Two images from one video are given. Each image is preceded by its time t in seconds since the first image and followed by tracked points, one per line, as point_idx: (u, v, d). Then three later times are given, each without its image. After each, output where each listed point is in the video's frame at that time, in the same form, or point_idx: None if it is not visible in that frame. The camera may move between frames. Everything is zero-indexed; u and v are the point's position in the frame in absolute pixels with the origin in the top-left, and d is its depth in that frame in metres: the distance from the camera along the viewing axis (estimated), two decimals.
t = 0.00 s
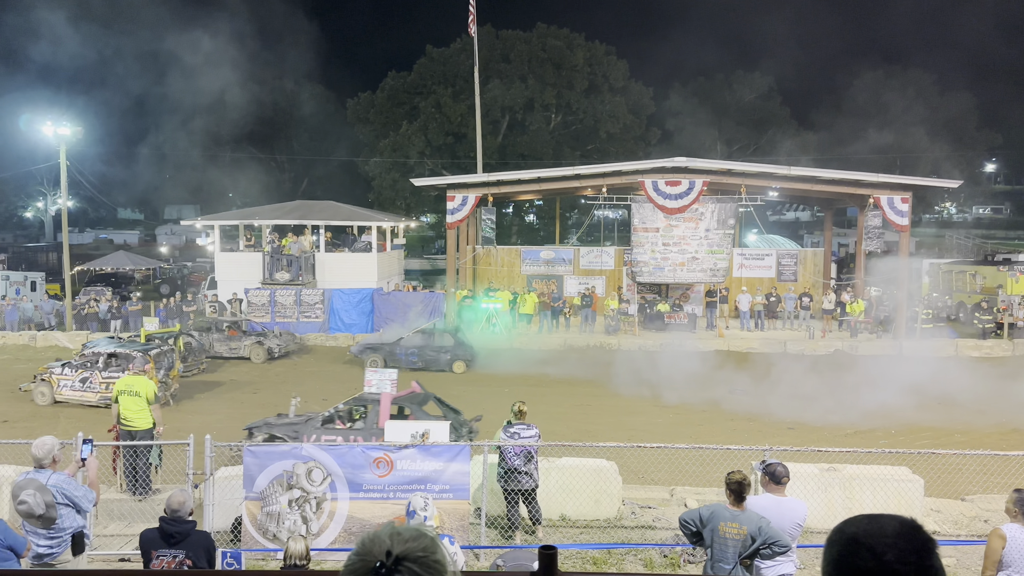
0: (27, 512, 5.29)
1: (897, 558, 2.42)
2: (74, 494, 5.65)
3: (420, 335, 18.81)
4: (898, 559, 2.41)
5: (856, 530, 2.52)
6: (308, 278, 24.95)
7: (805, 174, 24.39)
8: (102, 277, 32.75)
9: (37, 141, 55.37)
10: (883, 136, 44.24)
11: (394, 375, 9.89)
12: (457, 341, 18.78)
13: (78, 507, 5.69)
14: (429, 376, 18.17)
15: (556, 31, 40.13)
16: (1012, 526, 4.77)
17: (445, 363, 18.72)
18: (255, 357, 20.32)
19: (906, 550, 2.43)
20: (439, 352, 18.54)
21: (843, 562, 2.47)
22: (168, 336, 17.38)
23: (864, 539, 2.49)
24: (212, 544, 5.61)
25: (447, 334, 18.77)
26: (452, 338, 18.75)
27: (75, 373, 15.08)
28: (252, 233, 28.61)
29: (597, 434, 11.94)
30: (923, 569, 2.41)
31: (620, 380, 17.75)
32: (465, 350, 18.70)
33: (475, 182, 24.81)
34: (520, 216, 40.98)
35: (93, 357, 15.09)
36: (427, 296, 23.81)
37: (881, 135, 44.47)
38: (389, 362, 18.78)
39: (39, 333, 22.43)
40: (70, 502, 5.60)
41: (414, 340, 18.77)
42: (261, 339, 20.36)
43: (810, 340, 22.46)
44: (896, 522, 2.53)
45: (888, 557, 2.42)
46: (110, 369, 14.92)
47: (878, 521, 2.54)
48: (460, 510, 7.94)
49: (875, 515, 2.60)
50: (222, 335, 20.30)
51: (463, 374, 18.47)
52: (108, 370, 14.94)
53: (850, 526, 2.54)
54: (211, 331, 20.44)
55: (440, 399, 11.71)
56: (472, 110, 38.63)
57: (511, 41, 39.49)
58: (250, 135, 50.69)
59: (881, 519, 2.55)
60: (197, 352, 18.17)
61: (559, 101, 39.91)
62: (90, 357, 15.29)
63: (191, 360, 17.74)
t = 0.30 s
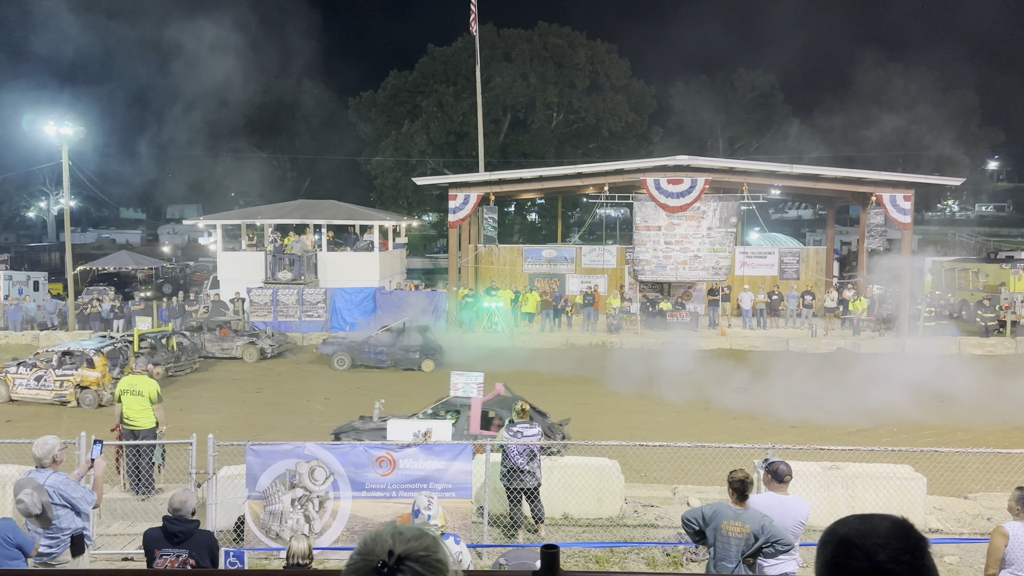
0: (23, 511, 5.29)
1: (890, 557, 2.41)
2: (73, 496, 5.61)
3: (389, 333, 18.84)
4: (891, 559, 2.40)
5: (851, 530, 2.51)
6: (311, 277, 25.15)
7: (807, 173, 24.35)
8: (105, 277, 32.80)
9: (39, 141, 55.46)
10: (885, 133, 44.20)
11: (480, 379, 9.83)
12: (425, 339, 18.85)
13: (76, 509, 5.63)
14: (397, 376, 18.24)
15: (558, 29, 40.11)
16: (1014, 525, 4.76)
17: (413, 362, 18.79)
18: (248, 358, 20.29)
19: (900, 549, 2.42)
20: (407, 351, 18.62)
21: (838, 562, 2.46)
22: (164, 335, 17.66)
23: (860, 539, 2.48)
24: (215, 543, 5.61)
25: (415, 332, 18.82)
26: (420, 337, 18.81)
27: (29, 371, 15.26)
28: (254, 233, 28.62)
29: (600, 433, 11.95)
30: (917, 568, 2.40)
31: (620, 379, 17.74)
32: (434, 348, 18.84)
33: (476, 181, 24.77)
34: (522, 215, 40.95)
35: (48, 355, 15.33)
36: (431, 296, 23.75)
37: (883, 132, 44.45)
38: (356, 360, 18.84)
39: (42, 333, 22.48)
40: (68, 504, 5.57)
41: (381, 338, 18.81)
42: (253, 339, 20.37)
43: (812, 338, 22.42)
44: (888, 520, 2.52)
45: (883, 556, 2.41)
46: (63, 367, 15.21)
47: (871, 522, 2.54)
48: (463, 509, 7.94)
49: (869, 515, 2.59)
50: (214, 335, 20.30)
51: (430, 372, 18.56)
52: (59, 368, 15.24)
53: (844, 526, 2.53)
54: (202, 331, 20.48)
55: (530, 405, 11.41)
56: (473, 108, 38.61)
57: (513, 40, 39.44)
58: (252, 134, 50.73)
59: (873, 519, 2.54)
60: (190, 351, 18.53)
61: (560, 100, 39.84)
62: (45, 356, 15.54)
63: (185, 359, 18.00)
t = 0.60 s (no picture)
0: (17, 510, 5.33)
1: (892, 556, 2.40)
2: (67, 497, 5.64)
3: (354, 333, 18.86)
4: (894, 559, 2.39)
5: (851, 530, 2.50)
6: (311, 277, 25.17)
7: (807, 171, 24.34)
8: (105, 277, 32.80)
9: (38, 141, 55.42)
10: (885, 131, 44.23)
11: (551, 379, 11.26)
12: (391, 337, 18.97)
13: (71, 510, 5.67)
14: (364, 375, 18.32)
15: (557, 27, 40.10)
16: (1015, 523, 4.76)
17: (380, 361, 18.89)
18: (233, 356, 20.34)
19: (902, 549, 2.41)
20: (374, 351, 18.71)
21: (840, 563, 2.45)
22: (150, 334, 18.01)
23: (856, 539, 2.47)
24: (216, 542, 5.62)
25: (382, 331, 18.94)
26: (386, 336, 18.92)
27: None
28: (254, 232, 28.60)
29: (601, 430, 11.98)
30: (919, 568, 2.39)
31: (617, 377, 17.77)
32: (401, 347, 18.99)
33: (477, 180, 24.73)
34: (522, 214, 40.92)
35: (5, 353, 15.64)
36: (431, 294, 23.49)
37: (883, 130, 44.43)
38: (321, 361, 18.71)
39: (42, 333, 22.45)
40: (62, 505, 5.61)
41: (347, 338, 18.83)
42: (238, 338, 20.46)
43: (813, 336, 22.42)
44: (888, 519, 2.51)
45: (885, 556, 2.40)
46: (16, 365, 15.49)
47: (872, 521, 2.53)
48: (463, 508, 7.94)
49: (867, 515, 2.58)
50: (198, 335, 20.39)
51: (398, 371, 18.68)
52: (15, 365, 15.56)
53: (847, 527, 2.52)
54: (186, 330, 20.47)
55: (604, 407, 11.64)
56: (473, 107, 38.57)
57: (512, 39, 39.36)
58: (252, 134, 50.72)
59: (874, 518, 2.54)
60: (176, 350, 18.88)
61: (560, 98, 39.78)
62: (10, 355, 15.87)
63: (173, 357, 18.31)
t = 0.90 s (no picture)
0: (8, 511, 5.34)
1: (895, 556, 2.22)
2: (60, 499, 5.66)
3: (324, 332, 18.80)
4: (897, 558, 2.22)
5: (852, 528, 2.32)
6: (310, 276, 25.19)
7: (806, 169, 24.34)
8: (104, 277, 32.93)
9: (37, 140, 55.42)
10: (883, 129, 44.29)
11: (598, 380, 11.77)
12: (359, 335, 18.97)
13: (64, 512, 5.68)
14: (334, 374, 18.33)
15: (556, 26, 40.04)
16: (1013, 520, 4.76)
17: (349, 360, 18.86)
18: (210, 355, 20.35)
19: (906, 549, 2.23)
20: (343, 350, 18.68)
21: (838, 563, 2.27)
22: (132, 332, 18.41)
23: (860, 535, 2.31)
24: (214, 542, 5.62)
25: (349, 330, 18.91)
26: (354, 335, 18.91)
27: None
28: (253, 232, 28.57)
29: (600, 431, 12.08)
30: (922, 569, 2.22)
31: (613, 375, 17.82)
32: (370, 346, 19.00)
33: (475, 178, 24.70)
34: (521, 213, 40.90)
35: None
36: (430, 293, 23.44)
37: (882, 128, 44.46)
38: (291, 361, 18.60)
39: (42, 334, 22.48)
40: (55, 507, 5.62)
41: (315, 338, 18.75)
42: (215, 337, 20.60)
43: (812, 335, 22.45)
44: (890, 514, 2.34)
45: (887, 556, 2.23)
46: None
47: (871, 518, 2.34)
48: (463, 507, 7.94)
49: (869, 509, 2.41)
50: (175, 335, 20.60)
51: (368, 370, 18.71)
52: None
53: (845, 525, 2.34)
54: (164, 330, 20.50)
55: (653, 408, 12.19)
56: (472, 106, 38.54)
57: (511, 37, 39.28)
58: (251, 133, 50.67)
59: (875, 515, 2.34)
60: (159, 349, 19.41)
61: (559, 97, 39.74)
62: None
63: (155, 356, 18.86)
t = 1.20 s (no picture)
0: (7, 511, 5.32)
1: (893, 556, 2.20)
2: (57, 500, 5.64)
3: (304, 331, 18.77)
4: (895, 558, 2.19)
5: (849, 526, 2.28)
6: (307, 275, 25.19)
7: (804, 168, 24.38)
8: (101, 276, 33.09)
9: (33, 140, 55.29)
10: (880, 129, 44.33)
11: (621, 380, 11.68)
12: (341, 335, 18.94)
13: (60, 513, 5.68)
14: (315, 373, 18.29)
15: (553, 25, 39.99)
16: (1008, 516, 4.78)
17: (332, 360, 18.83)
18: (186, 353, 20.51)
19: (902, 547, 2.21)
20: (326, 350, 18.67)
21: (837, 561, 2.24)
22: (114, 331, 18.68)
23: (855, 536, 2.26)
24: (212, 541, 5.62)
25: (331, 329, 18.87)
26: (337, 335, 18.88)
27: None
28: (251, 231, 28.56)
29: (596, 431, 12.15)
30: (918, 569, 2.19)
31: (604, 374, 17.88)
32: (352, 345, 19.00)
33: (472, 177, 24.67)
34: (519, 212, 40.85)
35: None
36: (427, 292, 23.38)
37: (879, 127, 44.52)
38: (272, 360, 18.56)
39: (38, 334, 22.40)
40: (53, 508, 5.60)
41: (296, 337, 18.71)
42: (190, 336, 20.67)
43: (809, 333, 22.47)
44: (888, 516, 2.30)
45: (884, 556, 2.20)
46: None
47: (869, 515, 2.31)
48: (461, 506, 7.95)
49: (866, 510, 2.36)
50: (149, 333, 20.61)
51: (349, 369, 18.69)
52: None
53: (843, 523, 2.30)
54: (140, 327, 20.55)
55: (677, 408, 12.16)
56: (469, 105, 38.48)
57: (508, 36, 39.23)
58: (248, 132, 50.60)
59: (874, 514, 2.31)
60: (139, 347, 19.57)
61: (557, 96, 39.73)
62: None
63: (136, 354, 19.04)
